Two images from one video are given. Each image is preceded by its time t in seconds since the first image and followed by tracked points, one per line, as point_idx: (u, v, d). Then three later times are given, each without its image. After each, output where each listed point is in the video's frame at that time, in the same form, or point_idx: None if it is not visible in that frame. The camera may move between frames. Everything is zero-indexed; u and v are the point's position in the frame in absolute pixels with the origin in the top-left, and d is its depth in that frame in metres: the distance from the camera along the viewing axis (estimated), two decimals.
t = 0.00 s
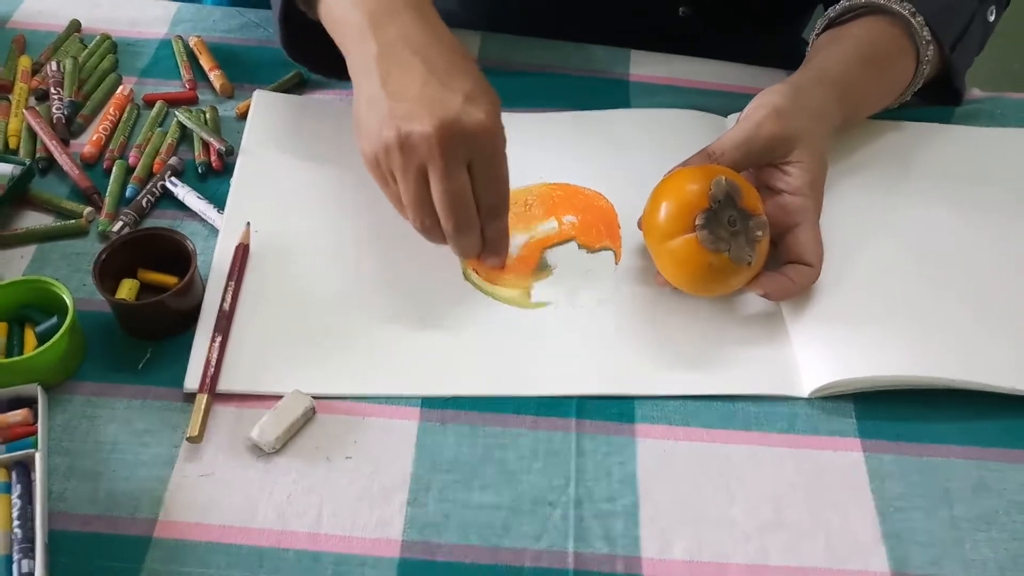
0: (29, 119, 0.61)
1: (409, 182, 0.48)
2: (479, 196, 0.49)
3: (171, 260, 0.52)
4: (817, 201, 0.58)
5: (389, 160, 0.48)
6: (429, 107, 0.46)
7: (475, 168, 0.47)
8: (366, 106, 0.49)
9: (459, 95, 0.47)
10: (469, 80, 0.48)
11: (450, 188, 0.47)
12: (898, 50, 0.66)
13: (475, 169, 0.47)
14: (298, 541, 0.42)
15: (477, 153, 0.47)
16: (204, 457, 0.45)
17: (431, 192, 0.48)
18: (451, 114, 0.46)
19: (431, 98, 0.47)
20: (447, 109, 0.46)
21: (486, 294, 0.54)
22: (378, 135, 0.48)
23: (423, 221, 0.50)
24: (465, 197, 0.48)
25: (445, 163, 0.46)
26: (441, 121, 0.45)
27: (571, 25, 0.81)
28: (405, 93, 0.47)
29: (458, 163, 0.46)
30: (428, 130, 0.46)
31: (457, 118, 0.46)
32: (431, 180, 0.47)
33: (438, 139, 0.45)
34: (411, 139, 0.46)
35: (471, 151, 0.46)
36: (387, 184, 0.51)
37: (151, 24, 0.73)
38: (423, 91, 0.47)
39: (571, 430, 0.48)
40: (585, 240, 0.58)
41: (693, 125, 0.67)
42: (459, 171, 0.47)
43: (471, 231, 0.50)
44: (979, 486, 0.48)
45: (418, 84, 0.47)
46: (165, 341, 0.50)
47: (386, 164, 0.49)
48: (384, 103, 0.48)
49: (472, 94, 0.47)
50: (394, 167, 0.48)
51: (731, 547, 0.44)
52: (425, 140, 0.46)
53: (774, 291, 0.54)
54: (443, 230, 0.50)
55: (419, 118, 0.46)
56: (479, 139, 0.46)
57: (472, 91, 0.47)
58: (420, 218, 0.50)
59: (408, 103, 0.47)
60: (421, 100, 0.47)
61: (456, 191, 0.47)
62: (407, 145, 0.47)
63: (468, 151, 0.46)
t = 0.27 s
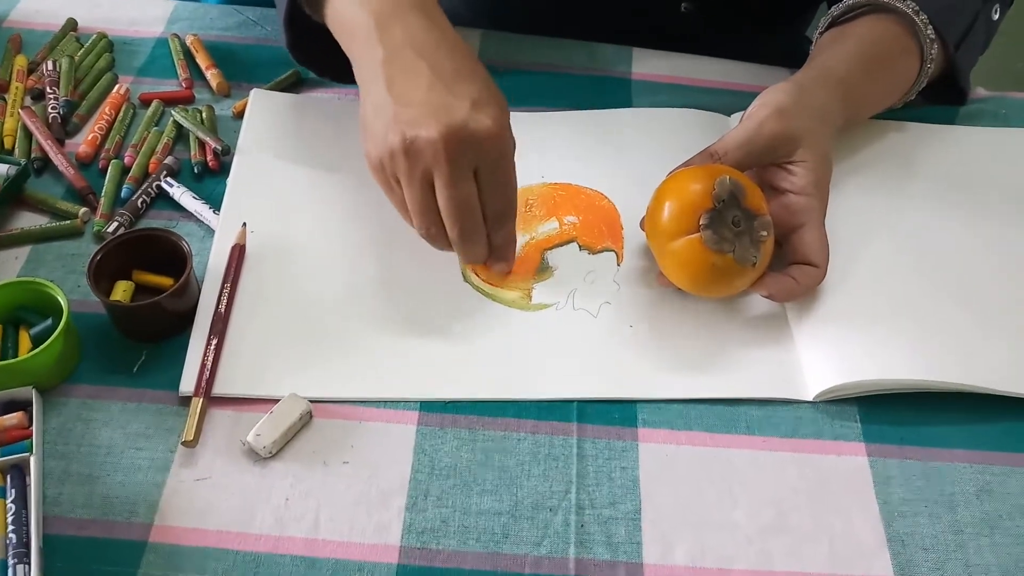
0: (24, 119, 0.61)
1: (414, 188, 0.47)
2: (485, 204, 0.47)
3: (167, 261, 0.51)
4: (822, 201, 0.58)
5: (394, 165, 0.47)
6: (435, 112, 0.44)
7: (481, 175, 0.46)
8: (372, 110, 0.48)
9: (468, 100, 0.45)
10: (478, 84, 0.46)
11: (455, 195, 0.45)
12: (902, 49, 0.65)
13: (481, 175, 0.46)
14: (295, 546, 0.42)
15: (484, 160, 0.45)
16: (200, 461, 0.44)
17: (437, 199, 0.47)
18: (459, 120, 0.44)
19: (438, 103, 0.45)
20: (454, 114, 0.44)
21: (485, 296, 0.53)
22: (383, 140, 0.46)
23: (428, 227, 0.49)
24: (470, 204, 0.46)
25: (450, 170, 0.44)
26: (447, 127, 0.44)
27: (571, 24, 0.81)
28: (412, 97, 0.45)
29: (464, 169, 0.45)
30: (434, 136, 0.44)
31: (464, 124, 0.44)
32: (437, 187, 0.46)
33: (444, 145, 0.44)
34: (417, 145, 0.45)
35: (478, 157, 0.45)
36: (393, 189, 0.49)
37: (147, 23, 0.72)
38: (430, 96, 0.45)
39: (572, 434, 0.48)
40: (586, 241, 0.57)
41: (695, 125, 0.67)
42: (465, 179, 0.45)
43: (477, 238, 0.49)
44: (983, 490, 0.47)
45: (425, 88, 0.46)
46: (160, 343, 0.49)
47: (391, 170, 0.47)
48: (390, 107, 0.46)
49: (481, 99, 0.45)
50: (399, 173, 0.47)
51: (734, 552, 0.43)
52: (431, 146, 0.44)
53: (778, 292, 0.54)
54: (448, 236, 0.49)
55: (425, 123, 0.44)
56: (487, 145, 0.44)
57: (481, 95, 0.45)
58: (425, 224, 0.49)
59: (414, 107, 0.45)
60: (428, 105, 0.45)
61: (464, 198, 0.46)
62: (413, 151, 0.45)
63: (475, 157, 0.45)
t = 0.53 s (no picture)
0: (27, 123, 0.61)
1: (437, 193, 0.46)
2: (507, 206, 0.46)
3: (170, 264, 0.52)
4: (821, 202, 0.58)
5: (414, 170, 0.46)
6: (455, 116, 0.44)
7: (503, 177, 0.45)
8: (389, 117, 0.47)
9: (487, 103, 0.44)
10: (494, 88, 0.45)
11: (478, 198, 0.45)
12: (901, 50, 0.66)
13: (503, 178, 0.45)
14: (298, 547, 0.42)
15: (505, 162, 0.44)
16: (203, 463, 0.44)
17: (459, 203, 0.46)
18: (479, 122, 0.43)
19: (457, 108, 0.44)
20: (475, 118, 0.43)
21: (486, 298, 0.53)
22: (403, 146, 0.45)
23: (451, 233, 0.48)
24: (492, 207, 0.46)
25: (473, 172, 0.44)
26: (468, 130, 0.43)
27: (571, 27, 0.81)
28: (430, 102, 0.45)
29: (486, 171, 0.44)
30: (455, 139, 0.43)
31: (485, 127, 0.43)
32: (460, 191, 0.45)
33: (466, 148, 0.43)
34: (438, 148, 0.44)
35: (499, 159, 0.44)
36: (413, 195, 0.48)
37: (149, 27, 0.73)
38: (449, 100, 0.44)
39: (573, 435, 0.48)
40: (587, 243, 0.57)
41: (695, 126, 0.67)
42: (488, 180, 0.44)
43: (499, 240, 0.48)
44: (983, 490, 0.47)
45: (443, 92, 0.45)
46: (163, 346, 0.50)
47: (412, 176, 0.46)
48: (408, 113, 0.45)
49: (499, 103, 0.44)
50: (420, 177, 0.46)
51: (735, 552, 0.43)
52: (453, 149, 0.43)
53: (778, 293, 0.54)
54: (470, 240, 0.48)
55: (446, 127, 0.43)
56: (507, 147, 0.44)
57: (498, 99, 0.45)
58: (447, 229, 0.48)
59: (433, 112, 0.44)
60: (447, 108, 0.44)
61: (486, 201, 0.45)
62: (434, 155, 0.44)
63: (497, 159, 0.44)
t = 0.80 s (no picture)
0: (30, 123, 0.61)
1: (409, 152, 0.47)
2: (480, 168, 0.46)
3: (172, 263, 0.52)
4: (824, 201, 0.58)
5: (387, 130, 0.47)
6: (424, 75, 0.44)
7: (472, 136, 0.45)
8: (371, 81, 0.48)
9: (457, 61, 0.44)
10: (471, 47, 0.46)
11: (445, 156, 0.45)
12: (905, 49, 0.65)
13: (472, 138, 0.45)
14: (300, 545, 0.42)
15: (473, 121, 0.44)
16: (205, 462, 0.44)
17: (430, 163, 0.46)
18: (444, 80, 0.43)
19: (426, 67, 0.44)
20: (441, 75, 0.44)
21: (488, 296, 0.53)
22: (377, 106, 0.46)
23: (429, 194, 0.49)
24: (463, 166, 0.46)
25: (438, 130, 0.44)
26: (433, 88, 0.43)
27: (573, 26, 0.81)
28: (404, 61, 0.45)
29: (453, 130, 0.44)
30: (420, 98, 0.43)
31: (450, 85, 0.43)
32: (427, 148, 0.45)
33: (429, 105, 0.43)
34: (405, 107, 0.44)
35: (465, 117, 0.44)
36: (394, 157, 0.49)
37: (152, 26, 0.73)
38: (423, 61, 0.45)
39: (575, 433, 0.48)
40: (589, 241, 0.57)
41: (697, 125, 0.67)
42: (451, 137, 0.44)
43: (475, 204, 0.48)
44: (986, 488, 0.47)
45: (416, 52, 0.45)
46: (166, 345, 0.50)
47: (388, 137, 0.47)
48: (383, 74, 0.46)
49: (470, 61, 0.45)
50: (393, 138, 0.47)
51: (737, 551, 0.43)
52: (418, 108, 0.44)
53: (781, 291, 0.54)
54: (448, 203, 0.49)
55: (414, 87, 0.44)
56: (473, 106, 0.43)
57: (472, 58, 0.45)
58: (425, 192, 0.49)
59: (405, 72, 0.45)
60: (418, 68, 0.44)
61: (454, 157, 0.45)
62: (404, 114, 0.45)
63: (462, 117, 0.44)
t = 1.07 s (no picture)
0: (31, 122, 0.61)
1: (407, 140, 0.47)
2: (473, 162, 0.47)
3: (173, 261, 0.52)
4: (825, 198, 0.58)
5: (388, 118, 0.47)
6: (427, 71, 0.45)
7: (467, 133, 0.46)
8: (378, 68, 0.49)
9: (460, 61, 0.45)
10: (477, 47, 0.47)
11: (440, 149, 0.46)
12: (905, 46, 0.65)
13: (468, 135, 0.46)
14: (301, 544, 0.42)
15: (470, 119, 0.45)
16: (206, 460, 0.44)
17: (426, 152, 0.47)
18: (446, 78, 0.44)
19: (431, 63, 0.45)
20: (444, 74, 0.45)
21: (489, 294, 0.53)
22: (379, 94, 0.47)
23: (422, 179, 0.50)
24: (456, 158, 0.47)
25: (435, 124, 0.45)
26: (434, 85, 0.44)
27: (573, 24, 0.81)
28: (410, 55, 0.46)
29: (449, 124, 0.45)
30: (420, 92, 0.44)
31: (451, 83, 0.44)
32: (424, 140, 0.46)
33: (429, 100, 0.44)
34: (407, 99, 0.45)
35: (462, 115, 0.45)
36: (393, 141, 0.50)
37: (152, 26, 0.73)
38: (427, 56, 0.46)
39: (576, 431, 0.48)
40: (589, 239, 0.57)
41: (698, 123, 0.67)
42: (451, 132, 0.45)
43: (466, 194, 0.49)
44: (987, 486, 0.47)
45: (423, 48, 0.46)
46: (166, 343, 0.50)
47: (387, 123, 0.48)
48: (389, 65, 0.47)
49: (474, 60, 0.46)
50: (393, 125, 0.48)
51: (738, 549, 0.43)
52: (418, 101, 0.44)
53: (782, 289, 0.54)
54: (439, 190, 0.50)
55: (416, 81, 0.45)
56: (470, 106, 0.45)
57: (475, 58, 0.46)
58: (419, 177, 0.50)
59: (409, 66, 0.46)
60: (422, 65, 0.45)
61: (448, 150, 0.46)
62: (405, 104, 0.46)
63: (459, 115, 0.45)
